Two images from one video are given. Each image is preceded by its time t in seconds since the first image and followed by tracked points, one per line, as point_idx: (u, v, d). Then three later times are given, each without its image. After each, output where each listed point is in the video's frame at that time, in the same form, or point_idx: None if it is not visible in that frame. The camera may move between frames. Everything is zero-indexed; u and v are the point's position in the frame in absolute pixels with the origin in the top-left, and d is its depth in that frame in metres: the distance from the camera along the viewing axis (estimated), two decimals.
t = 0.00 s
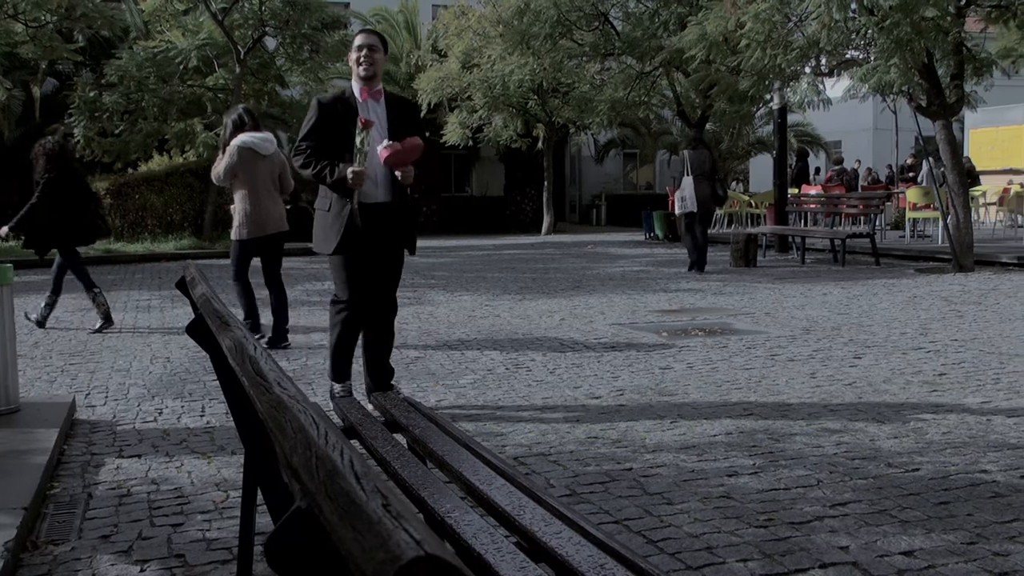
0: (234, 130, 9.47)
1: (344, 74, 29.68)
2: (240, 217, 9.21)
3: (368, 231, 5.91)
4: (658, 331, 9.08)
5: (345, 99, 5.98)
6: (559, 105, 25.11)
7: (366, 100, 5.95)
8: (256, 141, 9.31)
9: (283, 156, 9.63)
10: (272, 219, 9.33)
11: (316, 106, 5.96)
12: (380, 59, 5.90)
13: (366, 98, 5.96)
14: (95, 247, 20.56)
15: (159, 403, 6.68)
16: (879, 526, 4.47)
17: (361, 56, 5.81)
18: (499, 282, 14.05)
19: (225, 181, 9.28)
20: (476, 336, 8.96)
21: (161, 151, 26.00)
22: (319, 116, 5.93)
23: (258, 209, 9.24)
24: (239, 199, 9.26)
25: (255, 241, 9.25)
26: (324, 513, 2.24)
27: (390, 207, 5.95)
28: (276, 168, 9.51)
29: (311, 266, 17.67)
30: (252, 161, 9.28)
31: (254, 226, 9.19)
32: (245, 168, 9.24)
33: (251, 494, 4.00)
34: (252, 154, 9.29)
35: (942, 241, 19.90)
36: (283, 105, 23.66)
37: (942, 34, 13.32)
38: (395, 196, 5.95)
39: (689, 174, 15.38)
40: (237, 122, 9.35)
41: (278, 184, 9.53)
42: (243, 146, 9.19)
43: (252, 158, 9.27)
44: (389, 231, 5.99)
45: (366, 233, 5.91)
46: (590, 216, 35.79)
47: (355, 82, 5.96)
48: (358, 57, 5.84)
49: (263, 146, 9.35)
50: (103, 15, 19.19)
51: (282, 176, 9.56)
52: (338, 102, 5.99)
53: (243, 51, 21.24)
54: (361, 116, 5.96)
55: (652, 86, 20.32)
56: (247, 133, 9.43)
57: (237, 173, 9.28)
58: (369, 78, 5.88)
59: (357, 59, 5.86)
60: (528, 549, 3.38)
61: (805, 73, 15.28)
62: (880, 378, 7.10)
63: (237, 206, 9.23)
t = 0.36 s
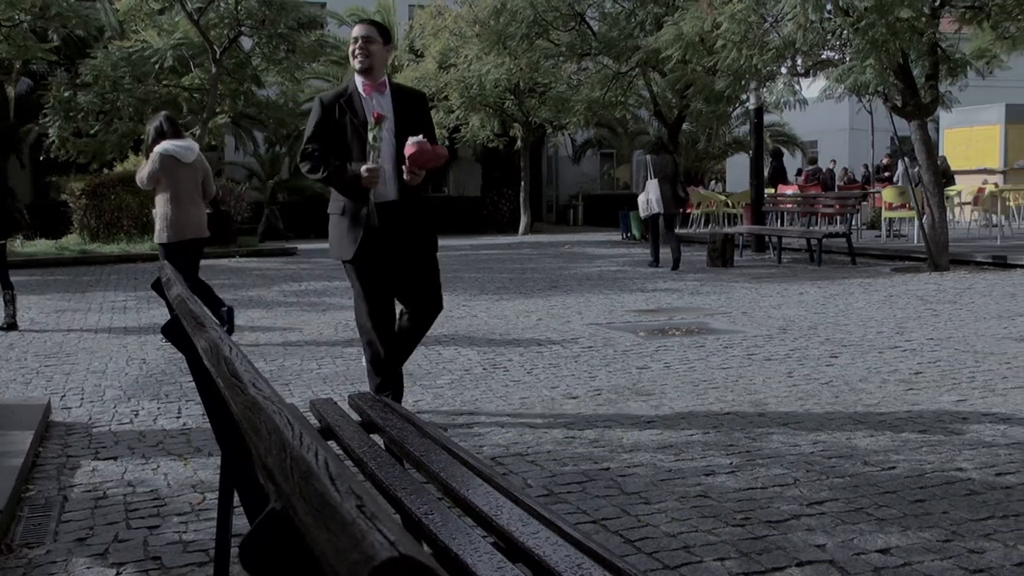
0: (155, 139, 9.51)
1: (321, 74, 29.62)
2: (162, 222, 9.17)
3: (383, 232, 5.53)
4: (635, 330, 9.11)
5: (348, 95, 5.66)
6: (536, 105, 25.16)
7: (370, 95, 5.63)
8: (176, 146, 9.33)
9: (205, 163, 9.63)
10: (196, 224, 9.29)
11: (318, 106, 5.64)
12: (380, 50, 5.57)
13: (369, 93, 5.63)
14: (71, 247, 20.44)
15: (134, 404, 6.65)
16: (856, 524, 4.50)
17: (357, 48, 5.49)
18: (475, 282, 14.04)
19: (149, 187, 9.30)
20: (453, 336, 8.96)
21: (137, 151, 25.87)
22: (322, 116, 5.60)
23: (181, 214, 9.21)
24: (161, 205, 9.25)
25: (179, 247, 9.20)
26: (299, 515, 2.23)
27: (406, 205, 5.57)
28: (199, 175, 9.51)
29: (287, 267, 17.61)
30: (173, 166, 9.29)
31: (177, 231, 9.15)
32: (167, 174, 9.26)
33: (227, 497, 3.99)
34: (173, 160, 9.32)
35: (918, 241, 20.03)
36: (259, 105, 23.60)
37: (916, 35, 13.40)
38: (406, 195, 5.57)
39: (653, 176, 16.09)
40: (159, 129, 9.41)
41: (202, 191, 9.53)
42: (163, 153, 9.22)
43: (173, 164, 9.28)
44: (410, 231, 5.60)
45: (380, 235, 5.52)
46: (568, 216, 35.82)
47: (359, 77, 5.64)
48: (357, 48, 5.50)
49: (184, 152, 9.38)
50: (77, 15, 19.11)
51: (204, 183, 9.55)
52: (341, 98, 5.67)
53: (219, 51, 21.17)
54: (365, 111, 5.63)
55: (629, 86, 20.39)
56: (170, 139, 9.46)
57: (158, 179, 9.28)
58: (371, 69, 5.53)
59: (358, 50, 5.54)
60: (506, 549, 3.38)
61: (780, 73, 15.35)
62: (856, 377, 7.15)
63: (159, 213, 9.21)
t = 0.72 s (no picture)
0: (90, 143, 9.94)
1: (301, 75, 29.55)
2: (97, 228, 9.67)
3: (388, 239, 5.40)
4: (616, 331, 9.13)
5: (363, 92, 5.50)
6: (517, 105, 25.18)
7: (384, 92, 5.46)
8: (107, 153, 9.75)
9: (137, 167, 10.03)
10: (129, 228, 9.78)
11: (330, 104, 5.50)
12: (395, 43, 5.42)
13: (383, 90, 5.47)
14: (49, 248, 20.35)
15: (115, 406, 6.62)
16: (836, 523, 4.52)
17: (371, 42, 5.37)
18: (456, 283, 14.03)
19: (81, 191, 9.74)
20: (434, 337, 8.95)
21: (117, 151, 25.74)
22: (335, 114, 5.46)
23: (114, 219, 9.69)
24: (95, 211, 9.72)
25: (114, 249, 9.72)
26: (277, 515, 2.23)
27: (417, 210, 5.43)
28: (131, 179, 9.93)
29: (267, 268, 17.56)
30: (106, 172, 9.71)
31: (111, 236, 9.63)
32: (100, 181, 9.70)
33: (207, 500, 3.98)
34: (105, 167, 9.72)
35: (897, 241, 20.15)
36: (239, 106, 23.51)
37: (895, 37, 13.45)
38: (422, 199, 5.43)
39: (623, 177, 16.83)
40: (92, 136, 9.86)
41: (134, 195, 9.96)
42: (95, 159, 9.65)
43: (105, 170, 9.71)
44: (421, 239, 5.46)
45: (387, 241, 5.40)
46: (549, 217, 35.85)
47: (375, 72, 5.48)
48: (371, 41, 5.38)
49: (116, 158, 9.79)
50: (55, 14, 19.00)
51: (137, 187, 9.96)
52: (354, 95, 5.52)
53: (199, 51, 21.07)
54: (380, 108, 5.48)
55: (611, 87, 20.46)
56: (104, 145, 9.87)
57: (91, 185, 9.70)
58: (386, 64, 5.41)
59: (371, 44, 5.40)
60: (487, 549, 3.38)
61: (761, 74, 15.40)
62: (836, 377, 7.19)
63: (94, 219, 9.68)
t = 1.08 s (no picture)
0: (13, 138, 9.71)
1: (273, 75, 29.47)
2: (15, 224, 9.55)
3: (405, 234, 5.29)
4: (588, 331, 9.15)
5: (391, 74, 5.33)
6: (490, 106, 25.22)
7: (410, 76, 5.28)
8: (30, 151, 9.55)
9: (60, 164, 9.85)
10: (49, 226, 9.66)
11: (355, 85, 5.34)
12: (429, 26, 5.24)
13: (410, 72, 5.29)
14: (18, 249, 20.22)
15: (85, 408, 6.58)
16: (807, 521, 4.55)
17: (404, 22, 5.19)
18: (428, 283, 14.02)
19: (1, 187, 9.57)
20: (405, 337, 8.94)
21: (88, 151, 25.52)
22: (360, 95, 5.31)
23: (33, 216, 9.58)
24: (15, 207, 9.57)
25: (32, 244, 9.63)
26: (245, 518, 2.22)
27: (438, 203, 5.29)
28: (54, 178, 9.76)
29: (238, 269, 17.48)
30: (28, 170, 9.55)
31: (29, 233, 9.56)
32: (23, 179, 9.52)
33: (179, 503, 3.96)
34: (28, 165, 9.55)
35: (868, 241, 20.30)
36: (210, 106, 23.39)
37: (864, 38, 13.55)
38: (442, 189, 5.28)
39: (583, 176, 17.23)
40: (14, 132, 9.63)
41: (55, 192, 9.82)
42: (18, 157, 9.47)
43: (27, 168, 9.54)
44: (438, 235, 5.32)
45: (406, 234, 5.29)
46: (523, 217, 35.88)
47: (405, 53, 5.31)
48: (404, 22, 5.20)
49: (39, 157, 9.61)
50: (23, 13, 18.89)
51: (58, 185, 9.81)
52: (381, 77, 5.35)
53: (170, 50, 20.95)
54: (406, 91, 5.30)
55: (582, 87, 20.56)
56: (27, 142, 9.68)
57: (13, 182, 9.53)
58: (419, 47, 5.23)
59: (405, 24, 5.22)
60: (460, 550, 3.37)
61: (732, 76, 15.48)
62: (808, 376, 7.24)
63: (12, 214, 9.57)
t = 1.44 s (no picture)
0: None
1: (254, 74, 29.39)
2: None
3: (434, 244, 4.75)
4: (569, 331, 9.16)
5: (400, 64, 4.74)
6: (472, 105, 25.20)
7: (425, 67, 4.74)
8: None
9: None
10: None
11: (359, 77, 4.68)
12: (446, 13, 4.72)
13: (425, 64, 4.74)
14: None
15: (66, 409, 6.55)
16: (788, 520, 4.58)
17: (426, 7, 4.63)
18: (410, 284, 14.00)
19: None
20: (386, 338, 8.93)
21: (68, 150, 25.34)
22: (370, 90, 4.66)
23: None
24: None
25: None
26: (224, 518, 2.22)
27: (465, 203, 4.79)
28: None
29: (219, 269, 17.42)
30: None
31: None
32: None
33: (160, 503, 3.95)
34: None
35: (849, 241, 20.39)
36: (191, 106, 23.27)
37: (845, 38, 13.60)
38: (471, 191, 4.78)
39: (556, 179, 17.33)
40: None
41: None
42: None
43: None
44: (466, 239, 4.79)
45: (433, 243, 4.74)
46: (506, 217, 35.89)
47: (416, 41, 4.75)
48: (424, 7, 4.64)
49: None
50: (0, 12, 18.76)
51: None
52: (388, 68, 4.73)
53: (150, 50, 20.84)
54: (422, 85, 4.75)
55: (563, 87, 20.58)
56: None
57: None
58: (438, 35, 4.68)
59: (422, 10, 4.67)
60: (442, 550, 3.37)
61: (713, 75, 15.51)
62: (789, 375, 7.26)
63: None
